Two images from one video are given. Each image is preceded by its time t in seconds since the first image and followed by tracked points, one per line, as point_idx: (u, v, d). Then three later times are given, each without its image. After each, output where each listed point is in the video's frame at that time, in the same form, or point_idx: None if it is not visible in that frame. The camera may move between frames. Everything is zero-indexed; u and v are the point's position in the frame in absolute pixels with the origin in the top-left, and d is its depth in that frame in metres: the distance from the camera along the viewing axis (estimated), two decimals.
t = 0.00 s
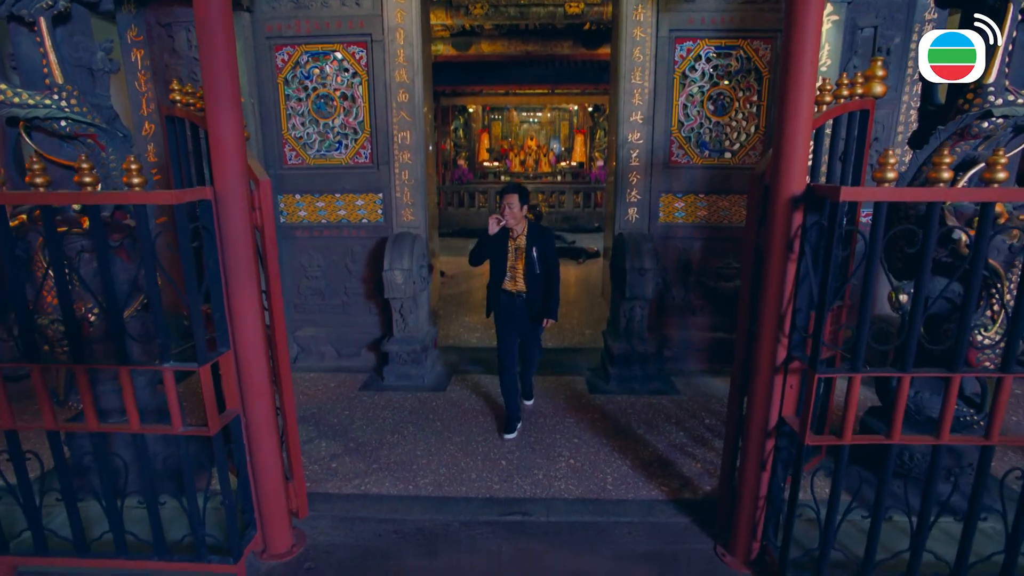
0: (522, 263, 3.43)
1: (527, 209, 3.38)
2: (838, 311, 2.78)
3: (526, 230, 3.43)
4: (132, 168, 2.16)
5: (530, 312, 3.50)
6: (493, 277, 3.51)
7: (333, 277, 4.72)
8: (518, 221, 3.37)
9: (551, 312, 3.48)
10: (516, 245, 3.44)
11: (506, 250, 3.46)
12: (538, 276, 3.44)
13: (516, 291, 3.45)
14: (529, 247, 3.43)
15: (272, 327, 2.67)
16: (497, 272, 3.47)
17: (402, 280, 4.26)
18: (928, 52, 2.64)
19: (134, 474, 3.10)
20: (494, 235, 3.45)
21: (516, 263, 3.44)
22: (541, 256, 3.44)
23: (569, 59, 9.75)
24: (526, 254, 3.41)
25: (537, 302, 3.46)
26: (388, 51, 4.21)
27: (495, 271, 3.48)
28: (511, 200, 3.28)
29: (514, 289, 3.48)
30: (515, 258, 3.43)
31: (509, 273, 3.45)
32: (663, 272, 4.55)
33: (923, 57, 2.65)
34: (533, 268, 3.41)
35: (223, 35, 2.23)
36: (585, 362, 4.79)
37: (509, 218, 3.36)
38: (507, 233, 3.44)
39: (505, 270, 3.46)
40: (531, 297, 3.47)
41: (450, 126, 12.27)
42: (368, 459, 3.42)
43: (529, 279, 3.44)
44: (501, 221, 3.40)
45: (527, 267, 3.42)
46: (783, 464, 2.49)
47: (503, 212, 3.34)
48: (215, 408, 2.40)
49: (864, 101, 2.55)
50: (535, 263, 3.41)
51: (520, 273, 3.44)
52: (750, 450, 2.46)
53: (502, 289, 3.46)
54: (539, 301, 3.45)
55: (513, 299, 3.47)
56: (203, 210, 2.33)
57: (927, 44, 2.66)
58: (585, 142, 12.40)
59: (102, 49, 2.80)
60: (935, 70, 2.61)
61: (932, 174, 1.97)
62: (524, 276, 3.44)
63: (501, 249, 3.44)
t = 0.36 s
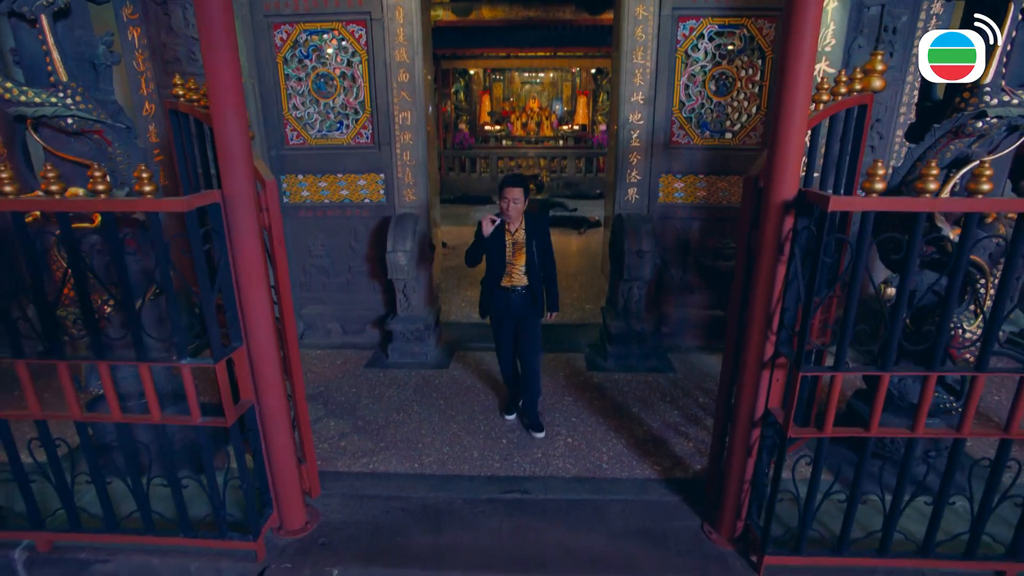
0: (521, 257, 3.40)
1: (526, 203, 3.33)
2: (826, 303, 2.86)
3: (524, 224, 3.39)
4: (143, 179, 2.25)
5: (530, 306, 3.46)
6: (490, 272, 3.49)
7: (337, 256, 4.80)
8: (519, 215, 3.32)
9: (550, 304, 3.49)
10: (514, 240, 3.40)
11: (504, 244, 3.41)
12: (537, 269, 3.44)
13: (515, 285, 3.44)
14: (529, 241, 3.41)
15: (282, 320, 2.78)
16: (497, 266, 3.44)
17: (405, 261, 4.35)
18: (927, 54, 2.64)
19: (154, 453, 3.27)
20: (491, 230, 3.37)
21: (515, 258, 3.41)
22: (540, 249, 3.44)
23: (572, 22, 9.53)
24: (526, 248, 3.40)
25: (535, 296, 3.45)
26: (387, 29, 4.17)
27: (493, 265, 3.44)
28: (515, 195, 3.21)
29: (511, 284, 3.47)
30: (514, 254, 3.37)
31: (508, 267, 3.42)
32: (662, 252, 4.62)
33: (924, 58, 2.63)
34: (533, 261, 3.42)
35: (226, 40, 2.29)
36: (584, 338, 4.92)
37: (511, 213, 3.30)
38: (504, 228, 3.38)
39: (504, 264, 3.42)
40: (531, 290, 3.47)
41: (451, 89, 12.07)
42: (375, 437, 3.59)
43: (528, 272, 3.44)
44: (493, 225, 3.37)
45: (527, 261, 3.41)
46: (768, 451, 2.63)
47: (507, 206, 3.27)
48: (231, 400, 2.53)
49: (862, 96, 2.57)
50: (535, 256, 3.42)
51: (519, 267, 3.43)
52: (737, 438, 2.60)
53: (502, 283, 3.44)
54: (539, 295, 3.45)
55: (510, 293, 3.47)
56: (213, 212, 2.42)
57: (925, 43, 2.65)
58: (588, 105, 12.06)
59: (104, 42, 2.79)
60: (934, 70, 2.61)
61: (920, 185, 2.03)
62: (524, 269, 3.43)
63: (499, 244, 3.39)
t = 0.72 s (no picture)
0: (532, 257, 3.29)
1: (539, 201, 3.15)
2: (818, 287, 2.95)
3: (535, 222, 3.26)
4: (165, 176, 2.29)
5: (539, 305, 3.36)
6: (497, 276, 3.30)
7: (347, 229, 4.89)
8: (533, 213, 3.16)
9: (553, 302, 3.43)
10: (525, 240, 3.26)
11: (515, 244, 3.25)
12: (546, 266, 3.38)
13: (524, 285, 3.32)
14: (539, 239, 3.29)
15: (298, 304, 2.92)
16: (508, 268, 3.24)
17: (414, 237, 4.48)
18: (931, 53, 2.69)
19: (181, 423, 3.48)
20: (502, 229, 3.19)
21: (525, 258, 3.29)
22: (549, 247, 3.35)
23: None
24: (537, 247, 3.28)
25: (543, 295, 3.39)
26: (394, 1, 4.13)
27: (503, 266, 3.25)
28: (534, 191, 3.02)
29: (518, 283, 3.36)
30: (526, 254, 3.25)
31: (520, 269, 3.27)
32: (666, 226, 4.68)
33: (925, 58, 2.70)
34: (542, 260, 3.33)
35: (239, 38, 2.34)
36: (588, 310, 5.05)
37: (527, 212, 3.10)
38: (515, 228, 3.20)
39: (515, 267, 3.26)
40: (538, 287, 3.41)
41: (457, 45, 11.79)
42: (387, 408, 3.78)
43: (537, 270, 3.36)
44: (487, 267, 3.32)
45: (538, 259, 3.32)
46: (759, 431, 2.78)
47: (525, 206, 3.05)
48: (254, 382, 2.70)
49: (868, 87, 2.61)
50: (546, 254, 3.32)
51: (529, 266, 3.31)
52: (729, 419, 2.75)
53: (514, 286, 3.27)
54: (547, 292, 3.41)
55: (517, 295, 3.35)
56: (232, 206, 2.52)
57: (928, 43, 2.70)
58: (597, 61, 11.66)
59: (114, 29, 2.85)
60: (935, 70, 2.68)
61: (913, 189, 2.10)
62: (534, 268, 3.33)
63: (511, 245, 3.19)
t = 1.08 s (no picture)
0: (534, 248, 3.16)
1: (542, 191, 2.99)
2: (811, 266, 3.33)
3: (538, 212, 3.09)
4: (187, 165, 2.40)
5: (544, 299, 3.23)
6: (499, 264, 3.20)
7: (357, 196, 4.98)
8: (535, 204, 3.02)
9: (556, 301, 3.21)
10: (527, 230, 3.12)
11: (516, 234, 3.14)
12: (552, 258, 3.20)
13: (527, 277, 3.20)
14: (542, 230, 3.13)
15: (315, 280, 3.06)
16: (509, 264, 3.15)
17: (423, 206, 4.58)
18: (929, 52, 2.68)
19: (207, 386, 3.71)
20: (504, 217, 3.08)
21: (527, 249, 3.16)
22: (554, 238, 3.18)
23: None
24: (540, 238, 3.13)
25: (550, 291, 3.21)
26: None
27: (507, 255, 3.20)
28: (534, 183, 2.88)
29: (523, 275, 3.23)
30: (527, 245, 3.13)
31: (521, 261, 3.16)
32: (672, 195, 4.73)
33: (924, 57, 2.68)
34: (547, 253, 3.16)
35: (252, 27, 2.38)
36: (593, 276, 5.17)
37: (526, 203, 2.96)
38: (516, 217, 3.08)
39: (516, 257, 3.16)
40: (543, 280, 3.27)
41: None
42: (400, 373, 3.99)
43: (541, 263, 3.21)
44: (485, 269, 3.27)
45: (541, 251, 3.17)
46: (749, 403, 2.95)
47: (524, 197, 2.92)
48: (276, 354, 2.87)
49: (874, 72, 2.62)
50: (550, 246, 3.15)
51: (532, 258, 3.19)
52: (723, 392, 2.91)
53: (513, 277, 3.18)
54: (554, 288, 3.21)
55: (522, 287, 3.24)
56: (250, 190, 2.62)
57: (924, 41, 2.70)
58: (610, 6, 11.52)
59: (127, 9, 2.90)
60: (934, 70, 2.69)
61: (903, 184, 2.18)
62: (537, 260, 3.20)
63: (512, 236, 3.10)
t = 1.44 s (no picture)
0: (530, 249, 2.93)
1: (532, 188, 2.74)
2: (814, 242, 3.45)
3: (532, 211, 2.85)
4: (207, 144, 2.50)
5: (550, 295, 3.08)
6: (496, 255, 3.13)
7: (365, 158, 5.04)
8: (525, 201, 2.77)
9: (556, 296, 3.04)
10: (520, 230, 2.90)
11: (509, 233, 2.94)
12: (551, 258, 2.97)
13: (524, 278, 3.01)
14: (538, 230, 2.89)
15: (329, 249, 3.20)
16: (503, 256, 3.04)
17: (431, 170, 4.65)
18: (930, 52, 2.98)
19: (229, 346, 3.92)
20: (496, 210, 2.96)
21: (522, 249, 2.94)
22: (553, 238, 2.94)
23: None
24: (536, 238, 2.90)
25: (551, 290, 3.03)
26: None
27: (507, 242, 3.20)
28: (519, 178, 2.65)
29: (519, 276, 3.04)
30: (521, 246, 2.91)
31: (517, 262, 2.96)
32: (677, 159, 4.76)
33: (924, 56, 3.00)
34: (545, 253, 2.94)
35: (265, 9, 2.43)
36: (597, 238, 5.28)
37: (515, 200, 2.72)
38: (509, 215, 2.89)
39: (510, 256, 2.98)
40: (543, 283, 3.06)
41: None
42: (410, 333, 4.19)
43: (539, 263, 2.99)
44: (469, 268, 3.11)
45: (538, 251, 2.93)
46: (739, 369, 3.11)
47: (508, 192, 2.69)
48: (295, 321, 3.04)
49: (877, 49, 2.65)
50: (548, 246, 2.92)
51: (527, 259, 2.96)
52: (714, 358, 3.07)
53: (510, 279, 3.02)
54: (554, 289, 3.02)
55: (518, 289, 3.06)
56: (267, 167, 2.73)
57: (930, 41, 2.98)
58: None
59: None
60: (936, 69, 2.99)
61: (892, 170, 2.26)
62: (534, 260, 2.97)
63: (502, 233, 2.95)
